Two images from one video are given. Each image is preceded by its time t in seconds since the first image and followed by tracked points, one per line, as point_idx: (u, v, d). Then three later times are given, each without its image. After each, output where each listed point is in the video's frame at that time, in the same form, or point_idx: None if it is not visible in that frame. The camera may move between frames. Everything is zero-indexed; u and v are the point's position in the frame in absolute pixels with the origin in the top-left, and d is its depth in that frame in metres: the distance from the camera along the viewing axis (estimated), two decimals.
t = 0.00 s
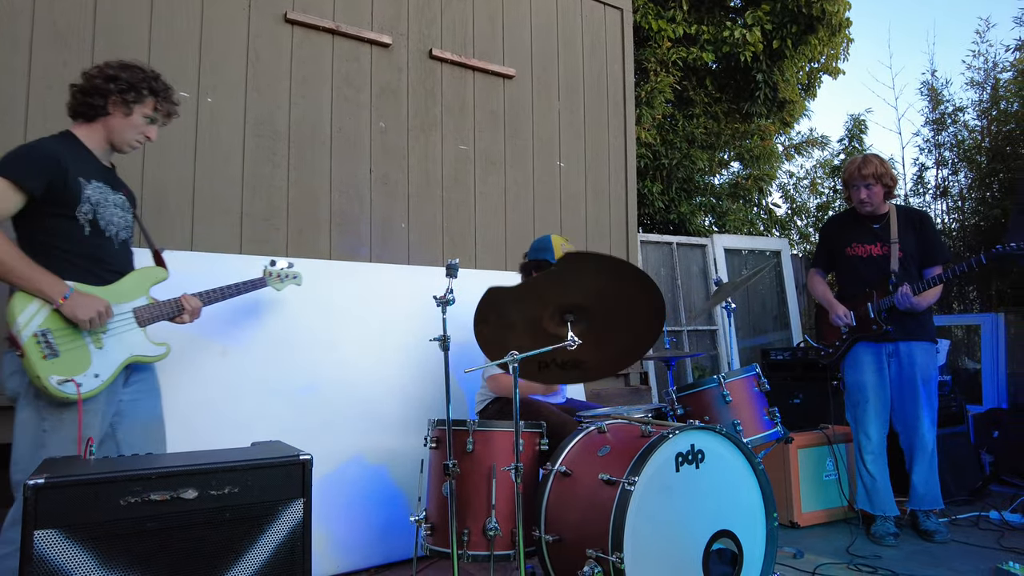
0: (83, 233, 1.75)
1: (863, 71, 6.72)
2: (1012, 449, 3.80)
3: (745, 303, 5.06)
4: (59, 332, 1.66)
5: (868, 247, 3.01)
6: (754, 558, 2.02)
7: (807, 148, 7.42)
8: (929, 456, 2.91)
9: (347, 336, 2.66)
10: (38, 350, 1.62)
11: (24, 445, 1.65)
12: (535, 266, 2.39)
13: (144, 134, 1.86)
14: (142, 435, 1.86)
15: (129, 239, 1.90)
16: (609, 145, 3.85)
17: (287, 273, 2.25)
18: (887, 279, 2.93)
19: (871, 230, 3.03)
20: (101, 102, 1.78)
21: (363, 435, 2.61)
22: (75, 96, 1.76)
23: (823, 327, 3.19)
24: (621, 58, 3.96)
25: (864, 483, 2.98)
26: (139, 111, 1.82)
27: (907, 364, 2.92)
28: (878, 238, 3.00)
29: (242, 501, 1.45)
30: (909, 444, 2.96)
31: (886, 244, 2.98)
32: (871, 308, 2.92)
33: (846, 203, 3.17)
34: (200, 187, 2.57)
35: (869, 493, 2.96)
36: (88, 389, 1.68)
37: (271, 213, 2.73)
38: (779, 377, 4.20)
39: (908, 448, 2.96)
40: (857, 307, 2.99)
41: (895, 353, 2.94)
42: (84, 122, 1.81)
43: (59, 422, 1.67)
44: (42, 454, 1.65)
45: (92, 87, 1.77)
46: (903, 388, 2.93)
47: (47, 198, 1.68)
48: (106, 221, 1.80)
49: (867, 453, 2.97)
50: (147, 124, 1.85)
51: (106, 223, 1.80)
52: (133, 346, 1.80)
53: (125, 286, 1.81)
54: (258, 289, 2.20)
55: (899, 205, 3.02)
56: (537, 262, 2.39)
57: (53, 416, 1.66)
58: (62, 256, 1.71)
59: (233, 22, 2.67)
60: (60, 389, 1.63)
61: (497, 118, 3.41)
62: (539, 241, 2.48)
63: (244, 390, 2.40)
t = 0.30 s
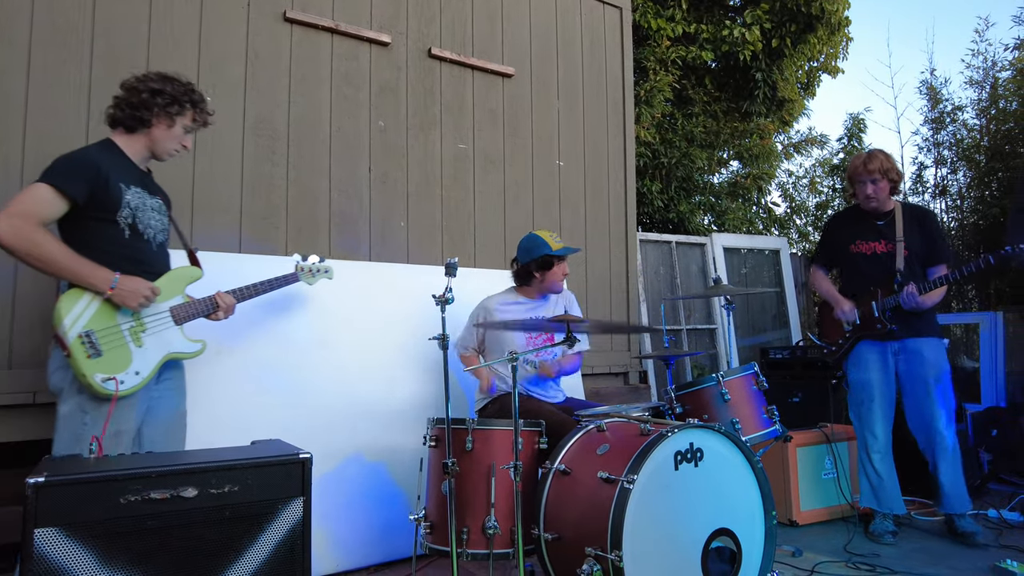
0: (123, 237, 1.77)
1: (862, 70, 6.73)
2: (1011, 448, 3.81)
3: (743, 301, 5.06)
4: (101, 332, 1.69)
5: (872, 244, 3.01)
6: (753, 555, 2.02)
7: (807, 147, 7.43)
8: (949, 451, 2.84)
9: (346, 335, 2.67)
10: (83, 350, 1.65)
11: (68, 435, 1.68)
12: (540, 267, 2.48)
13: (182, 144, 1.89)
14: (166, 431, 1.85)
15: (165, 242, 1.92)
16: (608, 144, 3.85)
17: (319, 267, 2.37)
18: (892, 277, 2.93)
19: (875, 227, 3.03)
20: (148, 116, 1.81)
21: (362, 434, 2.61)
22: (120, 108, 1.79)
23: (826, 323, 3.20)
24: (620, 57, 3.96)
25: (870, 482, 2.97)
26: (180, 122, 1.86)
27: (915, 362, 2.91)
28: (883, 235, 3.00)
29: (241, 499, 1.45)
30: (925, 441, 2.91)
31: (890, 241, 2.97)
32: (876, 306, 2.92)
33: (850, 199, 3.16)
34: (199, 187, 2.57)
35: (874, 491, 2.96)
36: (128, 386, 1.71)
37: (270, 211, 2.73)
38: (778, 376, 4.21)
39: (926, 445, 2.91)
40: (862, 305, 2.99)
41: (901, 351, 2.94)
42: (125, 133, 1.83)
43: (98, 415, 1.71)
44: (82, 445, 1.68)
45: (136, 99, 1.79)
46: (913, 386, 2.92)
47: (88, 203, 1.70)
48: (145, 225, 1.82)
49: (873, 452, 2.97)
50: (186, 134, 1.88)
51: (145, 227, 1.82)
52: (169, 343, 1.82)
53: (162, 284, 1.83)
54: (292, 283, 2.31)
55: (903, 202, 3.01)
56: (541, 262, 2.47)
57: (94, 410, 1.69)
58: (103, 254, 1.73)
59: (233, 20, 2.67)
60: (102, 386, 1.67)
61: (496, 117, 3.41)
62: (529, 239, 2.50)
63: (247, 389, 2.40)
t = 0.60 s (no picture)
0: (137, 239, 1.77)
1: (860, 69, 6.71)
2: (1010, 446, 3.81)
3: (742, 300, 5.07)
4: (115, 332, 1.71)
5: (892, 240, 2.95)
6: (751, 553, 2.03)
7: (807, 146, 7.35)
8: (963, 452, 2.84)
9: (347, 332, 2.67)
10: (96, 350, 1.67)
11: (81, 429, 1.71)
12: (534, 271, 2.47)
13: (194, 146, 1.90)
14: (173, 429, 1.85)
15: (178, 243, 1.92)
16: (607, 144, 3.86)
17: (334, 264, 2.34)
18: (911, 273, 2.88)
19: (895, 222, 2.97)
20: (161, 118, 1.82)
21: (362, 433, 2.61)
22: (136, 113, 1.80)
23: (841, 319, 3.14)
24: (619, 57, 3.97)
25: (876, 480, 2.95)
26: (192, 125, 1.86)
27: (932, 359, 2.88)
28: (903, 231, 2.94)
29: (241, 498, 1.46)
30: (940, 442, 2.90)
31: (911, 237, 2.92)
32: (893, 302, 2.88)
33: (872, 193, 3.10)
34: (199, 187, 2.57)
35: (878, 488, 2.94)
36: (143, 384, 1.74)
37: (269, 211, 2.73)
38: (777, 374, 4.22)
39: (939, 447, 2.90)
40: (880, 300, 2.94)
41: (920, 349, 2.90)
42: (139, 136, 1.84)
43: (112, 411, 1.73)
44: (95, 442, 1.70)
45: (151, 103, 1.79)
46: (929, 384, 2.90)
47: (103, 206, 1.71)
48: (158, 226, 1.82)
49: (883, 449, 2.95)
50: (198, 136, 1.89)
51: (158, 229, 1.82)
52: (182, 342, 1.83)
53: (171, 286, 1.82)
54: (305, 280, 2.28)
55: (926, 197, 2.95)
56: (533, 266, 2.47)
57: (107, 406, 1.71)
58: (118, 258, 1.74)
59: (233, 20, 2.68)
60: (116, 386, 1.69)
61: (495, 116, 3.42)
62: (523, 241, 2.50)
63: (246, 387, 2.41)
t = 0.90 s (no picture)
0: (112, 236, 1.77)
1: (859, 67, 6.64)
2: (1008, 445, 3.82)
3: (741, 300, 5.08)
4: (88, 332, 1.68)
5: (913, 237, 2.94)
6: (748, 553, 2.03)
7: (806, 146, 7.35)
8: (975, 453, 2.85)
9: (347, 331, 2.68)
10: (67, 351, 1.65)
11: (55, 432, 1.70)
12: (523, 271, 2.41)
13: (172, 140, 1.89)
14: (159, 429, 1.86)
15: (157, 240, 1.92)
16: (606, 144, 3.86)
17: (318, 260, 2.31)
18: (932, 271, 2.86)
19: (916, 220, 2.95)
20: (136, 111, 1.81)
21: (361, 433, 2.62)
22: (110, 105, 1.79)
23: (861, 316, 3.11)
24: (618, 56, 3.97)
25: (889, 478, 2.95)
26: (169, 117, 1.86)
27: (950, 358, 2.87)
28: (924, 228, 2.92)
29: (239, 497, 1.46)
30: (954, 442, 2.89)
31: (932, 235, 2.90)
32: (914, 300, 2.85)
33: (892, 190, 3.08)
34: (198, 186, 2.58)
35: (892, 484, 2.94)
36: (117, 385, 1.72)
37: (268, 210, 2.74)
38: (776, 373, 4.22)
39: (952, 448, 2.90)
40: (900, 298, 2.92)
41: (938, 348, 2.89)
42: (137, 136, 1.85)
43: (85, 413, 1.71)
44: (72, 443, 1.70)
45: (125, 96, 1.79)
46: (945, 384, 2.89)
47: (76, 204, 1.71)
48: (134, 223, 1.82)
49: (899, 447, 2.94)
50: (175, 129, 1.89)
51: (134, 225, 1.82)
52: (159, 341, 1.82)
53: (150, 283, 1.82)
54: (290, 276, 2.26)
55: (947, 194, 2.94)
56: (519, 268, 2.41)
57: (79, 409, 1.70)
58: (92, 256, 1.74)
59: (232, 20, 2.68)
60: (90, 387, 1.67)
61: (494, 115, 3.42)
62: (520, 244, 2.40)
63: (241, 387, 2.41)
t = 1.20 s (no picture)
0: (70, 231, 1.77)
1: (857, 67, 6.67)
2: (1005, 445, 3.83)
3: (738, 299, 5.08)
4: (41, 329, 1.67)
5: (921, 236, 2.92)
6: (745, 552, 2.04)
7: (803, 145, 7.35)
8: (976, 453, 2.85)
9: (345, 330, 2.69)
10: (17, 346, 1.63)
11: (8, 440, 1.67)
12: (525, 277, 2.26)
13: (139, 132, 1.90)
14: (129, 432, 1.87)
15: (120, 238, 1.91)
16: (603, 144, 3.86)
17: (288, 271, 2.26)
18: (939, 270, 2.84)
19: (924, 218, 2.94)
20: (102, 101, 1.81)
21: (358, 432, 2.62)
22: (74, 96, 1.79)
23: (868, 314, 3.11)
24: (616, 56, 3.97)
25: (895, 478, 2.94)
26: (136, 109, 1.87)
27: (957, 357, 2.86)
28: (932, 227, 2.90)
29: (236, 497, 1.46)
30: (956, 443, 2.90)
31: (940, 233, 2.88)
32: (921, 299, 2.84)
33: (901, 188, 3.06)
34: (195, 186, 2.58)
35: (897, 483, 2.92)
36: (68, 386, 1.68)
37: (265, 210, 2.74)
38: (772, 373, 4.20)
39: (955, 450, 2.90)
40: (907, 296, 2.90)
41: (944, 347, 2.88)
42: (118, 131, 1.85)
43: (42, 419, 1.69)
44: (26, 451, 1.67)
45: (90, 87, 1.80)
46: (950, 384, 2.88)
47: (30, 196, 1.71)
48: (94, 219, 1.81)
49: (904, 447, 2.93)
50: (142, 121, 1.90)
51: (94, 221, 1.81)
52: (117, 342, 1.79)
53: (117, 281, 1.83)
54: (256, 287, 2.21)
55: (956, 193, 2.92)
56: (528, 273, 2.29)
57: (36, 414, 1.67)
58: (50, 253, 1.74)
59: (229, 19, 2.68)
60: (39, 385, 1.63)
61: (491, 114, 3.42)
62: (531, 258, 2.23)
63: (238, 387, 2.41)
